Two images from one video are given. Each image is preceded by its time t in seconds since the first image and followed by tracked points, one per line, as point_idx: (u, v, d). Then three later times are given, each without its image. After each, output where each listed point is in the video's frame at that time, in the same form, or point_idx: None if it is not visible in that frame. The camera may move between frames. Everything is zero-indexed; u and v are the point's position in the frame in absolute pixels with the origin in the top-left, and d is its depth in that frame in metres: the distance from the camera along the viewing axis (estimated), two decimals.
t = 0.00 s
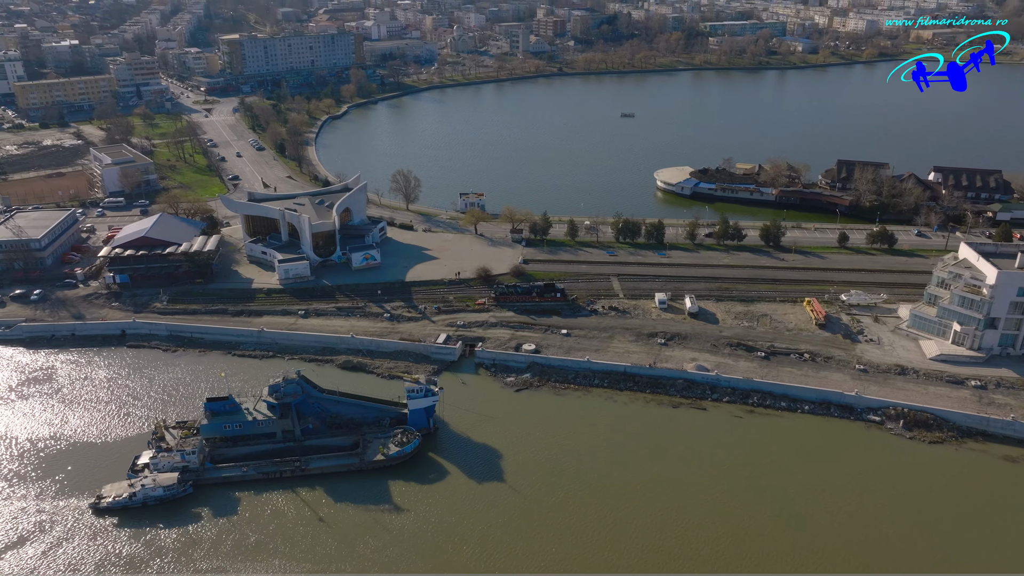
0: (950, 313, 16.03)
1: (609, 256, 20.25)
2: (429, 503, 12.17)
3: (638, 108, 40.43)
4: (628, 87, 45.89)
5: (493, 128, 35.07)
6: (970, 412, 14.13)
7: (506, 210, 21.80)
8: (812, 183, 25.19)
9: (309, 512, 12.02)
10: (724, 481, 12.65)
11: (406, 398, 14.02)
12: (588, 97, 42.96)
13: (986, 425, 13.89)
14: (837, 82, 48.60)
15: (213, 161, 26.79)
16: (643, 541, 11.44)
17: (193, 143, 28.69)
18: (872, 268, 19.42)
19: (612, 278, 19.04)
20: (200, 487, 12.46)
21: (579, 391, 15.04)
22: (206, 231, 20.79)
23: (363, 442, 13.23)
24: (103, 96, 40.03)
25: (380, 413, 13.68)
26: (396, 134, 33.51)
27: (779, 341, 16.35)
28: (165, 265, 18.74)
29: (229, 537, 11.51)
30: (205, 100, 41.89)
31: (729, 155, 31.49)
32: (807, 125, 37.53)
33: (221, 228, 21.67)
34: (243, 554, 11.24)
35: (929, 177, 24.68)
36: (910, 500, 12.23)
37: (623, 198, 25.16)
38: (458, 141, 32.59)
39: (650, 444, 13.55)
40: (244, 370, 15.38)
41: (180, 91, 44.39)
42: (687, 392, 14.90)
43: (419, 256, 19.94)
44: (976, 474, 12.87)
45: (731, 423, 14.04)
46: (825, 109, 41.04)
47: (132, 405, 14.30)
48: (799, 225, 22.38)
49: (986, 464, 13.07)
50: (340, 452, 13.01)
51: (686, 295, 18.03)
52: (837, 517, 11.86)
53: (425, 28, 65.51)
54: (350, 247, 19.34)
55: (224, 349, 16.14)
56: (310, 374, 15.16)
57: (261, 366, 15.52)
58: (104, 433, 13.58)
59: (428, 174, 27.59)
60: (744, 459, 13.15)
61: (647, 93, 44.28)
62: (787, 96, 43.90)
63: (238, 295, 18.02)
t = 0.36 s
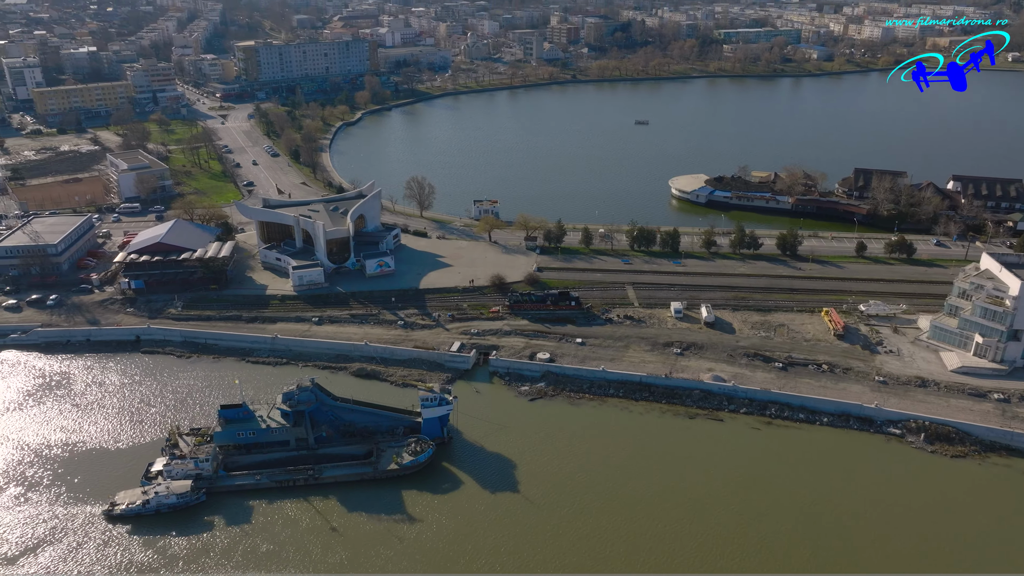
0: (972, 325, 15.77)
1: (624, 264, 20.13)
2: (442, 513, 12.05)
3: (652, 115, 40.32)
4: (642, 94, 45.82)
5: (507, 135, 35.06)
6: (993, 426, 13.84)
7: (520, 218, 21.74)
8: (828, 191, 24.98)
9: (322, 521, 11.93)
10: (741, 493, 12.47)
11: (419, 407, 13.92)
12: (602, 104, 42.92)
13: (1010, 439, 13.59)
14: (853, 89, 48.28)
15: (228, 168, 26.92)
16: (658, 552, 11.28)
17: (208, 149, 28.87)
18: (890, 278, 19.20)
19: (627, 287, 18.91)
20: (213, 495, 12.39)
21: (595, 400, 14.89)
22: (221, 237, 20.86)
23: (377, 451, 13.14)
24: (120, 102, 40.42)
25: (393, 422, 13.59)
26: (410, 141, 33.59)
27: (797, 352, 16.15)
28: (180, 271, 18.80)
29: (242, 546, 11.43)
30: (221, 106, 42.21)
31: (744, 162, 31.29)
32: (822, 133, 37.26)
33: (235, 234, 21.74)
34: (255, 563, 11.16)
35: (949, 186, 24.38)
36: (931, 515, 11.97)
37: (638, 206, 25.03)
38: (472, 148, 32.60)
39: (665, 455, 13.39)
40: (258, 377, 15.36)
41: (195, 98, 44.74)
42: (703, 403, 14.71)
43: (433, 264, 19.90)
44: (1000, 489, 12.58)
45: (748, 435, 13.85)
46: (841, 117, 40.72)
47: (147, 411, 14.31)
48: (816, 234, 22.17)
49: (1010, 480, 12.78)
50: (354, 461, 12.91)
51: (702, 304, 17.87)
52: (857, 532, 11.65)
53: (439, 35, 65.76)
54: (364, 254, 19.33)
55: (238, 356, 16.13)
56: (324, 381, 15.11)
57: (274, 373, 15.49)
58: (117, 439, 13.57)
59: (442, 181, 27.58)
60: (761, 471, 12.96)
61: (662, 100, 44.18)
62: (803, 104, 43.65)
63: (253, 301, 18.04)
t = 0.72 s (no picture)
0: (993, 336, 15.50)
1: (638, 272, 20.00)
2: (454, 524, 11.93)
3: (666, 122, 40.20)
4: (655, 101, 45.73)
5: (519, 142, 35.04)
6: (1016, 440, 13.56)
7: (534, 225, 21.66)
8: (844, 200, 24.76)
9: (334, 530, 11.84)
10: (757, 505, 12.28)
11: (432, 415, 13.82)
12: (615, 111, 42.84)
13: None
14: (868, 97, 47.96)
15: (242, 173, 27.03)
16: (673, 565, 11.10)
17: (223, 154, 29.01)
18: (908, 287, 18.97)
19: (641, 295, 18.77)
20: (225, 502, 12.33)
21: (609, 410, 14.75)
22: (235, 242, 20.90)
23: (389, 459, 13.04)
24: (135, 107, 40.72)
25: (406, 430, 13.49)
26: (423, 147, 33.65)
27: (814, 363, 15.95)
28: (194, 276, 18.84)
29: (253, 554, 11.36)
30: (235, 111, 42.47)
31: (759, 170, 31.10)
32: (838, 141, 37.00)
33: (249, 239, 21.78)
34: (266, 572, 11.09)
35: (967, 195, 24.09)
36: (952, 529, 11.75)
37: (652, 213, 24.90)
38: (485, 154, 32.60)
39: (680, 466, 13.22)
40: (270, 383, 15.31)
41: (210, 103, 45.06)
42: (719, 414, 14.54)
43: (446, 271, 19.84)
44: None
45: (764, 446, 13.66)
46: (856, 124, 40.43)
47: (159, 417, 14.28)
48: (832, 243, 21.97)
49: None
50: (366, 470, 12.83)
51: (717, 313, 17.70)
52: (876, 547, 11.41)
53: (452, 41, 65.90)
54: (377, 261, 19.30)
55: (250, 362, 16.12)
56: (336, 389, 15.05)
57: (287, 380, 15.45)
58: (129, 446, 13.54)
59: (455, 187, 27.58)
60: (777, 484, 12.76)
61: (675, 107, 44.08)
62: (817, 111, 43.39)
63: (266, 307, 18.04)
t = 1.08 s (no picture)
0: (1015, 348, 15.21)
1: (652, 280, 19.86)
2: (466, 535, 11.80)
3: (679, 129, 40.04)
4: (668, 108, 45.63)
5: (532, 148, 34.98)
6: None
7: (547, 232, 21.57)
8: (861, 209, 24.52)
9: (345, 540, 11.74)
10: (774, 519, 12.07)
11: (445, 424, 13.72)
12: (628, 118, 42.76)
13: None
14: (884, 104, 47.61)
15: (256, 179, 27.13)
16: None
17: (237, 160, 29.14)
18: (927, 298, 18.72)
19: (655, 304, 18.63)
20: (236, 511, 12.26)
21: (623, 421, 14.60)
22: (248, 248, 20.94)
23: (401, 468, 12.94)
24: (150, 113, 41.04)
25: (418, 439, 13.39)
26: (435, 153, 33.68)
27: (831, 374, 15.72)
28: (207, 282, 18.86)
29: (264, 564, 11.28)
30: (250, 117, 42.72)
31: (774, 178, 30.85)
32: (854, 149, 36.66)
33: (262, 245, 21.82)
34: None
35: (986, 205, 23.78)
36: (974, 546, 11.49)
37: (666, 221, 24.74)
38: (497, 161, 32.56)
39: (695, 479, 13.01)
40: (282, 391, 15.27)
41: (225, 109, 45.37)
42: (735, 425, 14.35)
43: (458, 278, 19.77)
44: None
45: (781, 459, 13.44)
46: (872, 132, 40.09)
47: (170, 424, 14.25)
48: (849, 252, 21.75)
49: None
50: (378, 479, 12.74)
51: (733, 323, 17.52)
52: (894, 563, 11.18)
53: (465, 48, 66.07)
54: (390, 268, 19.28)
55: (262, 369, 16.09)
56: (348, 396, 14.99)
57: (299, 387, 15.40)
58: (141, 453, 13.51)
59: (468, 194, 27.54)
60: (794, 498, 12.53)
61: (688, 114, 43.94)
62: (832, 119, 43.09)
63: (279, 314, 18.03)
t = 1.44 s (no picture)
0: None
1: (666, 289, 19.71)
2: (478, 547, 11.66)
3: (693, 137, 39.89)
4: (682, 115, 45.52)
5: (545, 155, 34.93)
6: None
7: (560, 240, 21.48)
8: (877, 218, 24.28)
9: (357, 551, 11.63)
10: (792, 535, 11.83)
11: (458, 434, 13.61)
12: (641, 125, 42.68)
13: None
14: (899, 112, 47.28)
15: (269, 186, 27.22)
16: None
17: (251, 166, 29.26)
18: (946, 308, 18.46)
19: (670, 313, 18.47)
20: (248, 520, 12.19)
21: (637, 431, 14.43)
22: (261, 254, 20.96)
23: (413, 479, 12.84)
24: (165, 119, 41.34)
25: (430, 449, 13.28)
26: (448, 160, 33.70)
27: (849, 386, 15.49)
28: (220, 288, 18.88)
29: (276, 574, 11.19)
30: (264, 124, 42.99)
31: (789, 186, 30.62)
32: (870, 157, 36.35)
33: (275, 252, 21.84)
34: None
35: (1006, 214, 23.45)
36: (999, 565, 11.19)
37: (679, 229, 24.59)
38: (510, 168, 32.53)
39: (711, 492, 12.80)
40: (294, 398, 15.23)
41: (239, 115, 45.70)
42: (751, 437, 14.14)
43: (471, 285, 19.70)
44: None
45: (799, 473, 13.21)
46: (888, 140, 39.76)
47: (182, 431, 14.22)
48: (866, 262, 21.53)
49: None
50: (389, 489, 12.64)
51: (748, 333, 17.33)
52: None
53: (478, 55, 66.28)
54: (402, 275, 19.24)
55: (275, 376, 16.05)
56: (360, 405, 14.92)
57: (311, 395, 15.35)
58: (152, 460, 13.47)
59: (481, 202, 27.48)
60: (813, 513, 12.30)
61: (702, 121, 43.80)
62: (847, 126, 42.81)
63: (291, 321, 18.02)
